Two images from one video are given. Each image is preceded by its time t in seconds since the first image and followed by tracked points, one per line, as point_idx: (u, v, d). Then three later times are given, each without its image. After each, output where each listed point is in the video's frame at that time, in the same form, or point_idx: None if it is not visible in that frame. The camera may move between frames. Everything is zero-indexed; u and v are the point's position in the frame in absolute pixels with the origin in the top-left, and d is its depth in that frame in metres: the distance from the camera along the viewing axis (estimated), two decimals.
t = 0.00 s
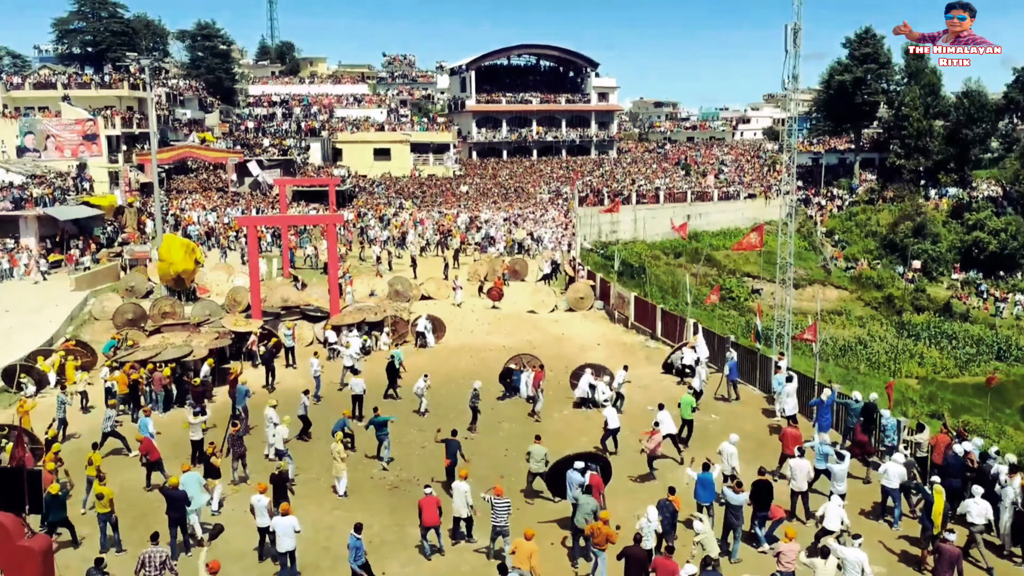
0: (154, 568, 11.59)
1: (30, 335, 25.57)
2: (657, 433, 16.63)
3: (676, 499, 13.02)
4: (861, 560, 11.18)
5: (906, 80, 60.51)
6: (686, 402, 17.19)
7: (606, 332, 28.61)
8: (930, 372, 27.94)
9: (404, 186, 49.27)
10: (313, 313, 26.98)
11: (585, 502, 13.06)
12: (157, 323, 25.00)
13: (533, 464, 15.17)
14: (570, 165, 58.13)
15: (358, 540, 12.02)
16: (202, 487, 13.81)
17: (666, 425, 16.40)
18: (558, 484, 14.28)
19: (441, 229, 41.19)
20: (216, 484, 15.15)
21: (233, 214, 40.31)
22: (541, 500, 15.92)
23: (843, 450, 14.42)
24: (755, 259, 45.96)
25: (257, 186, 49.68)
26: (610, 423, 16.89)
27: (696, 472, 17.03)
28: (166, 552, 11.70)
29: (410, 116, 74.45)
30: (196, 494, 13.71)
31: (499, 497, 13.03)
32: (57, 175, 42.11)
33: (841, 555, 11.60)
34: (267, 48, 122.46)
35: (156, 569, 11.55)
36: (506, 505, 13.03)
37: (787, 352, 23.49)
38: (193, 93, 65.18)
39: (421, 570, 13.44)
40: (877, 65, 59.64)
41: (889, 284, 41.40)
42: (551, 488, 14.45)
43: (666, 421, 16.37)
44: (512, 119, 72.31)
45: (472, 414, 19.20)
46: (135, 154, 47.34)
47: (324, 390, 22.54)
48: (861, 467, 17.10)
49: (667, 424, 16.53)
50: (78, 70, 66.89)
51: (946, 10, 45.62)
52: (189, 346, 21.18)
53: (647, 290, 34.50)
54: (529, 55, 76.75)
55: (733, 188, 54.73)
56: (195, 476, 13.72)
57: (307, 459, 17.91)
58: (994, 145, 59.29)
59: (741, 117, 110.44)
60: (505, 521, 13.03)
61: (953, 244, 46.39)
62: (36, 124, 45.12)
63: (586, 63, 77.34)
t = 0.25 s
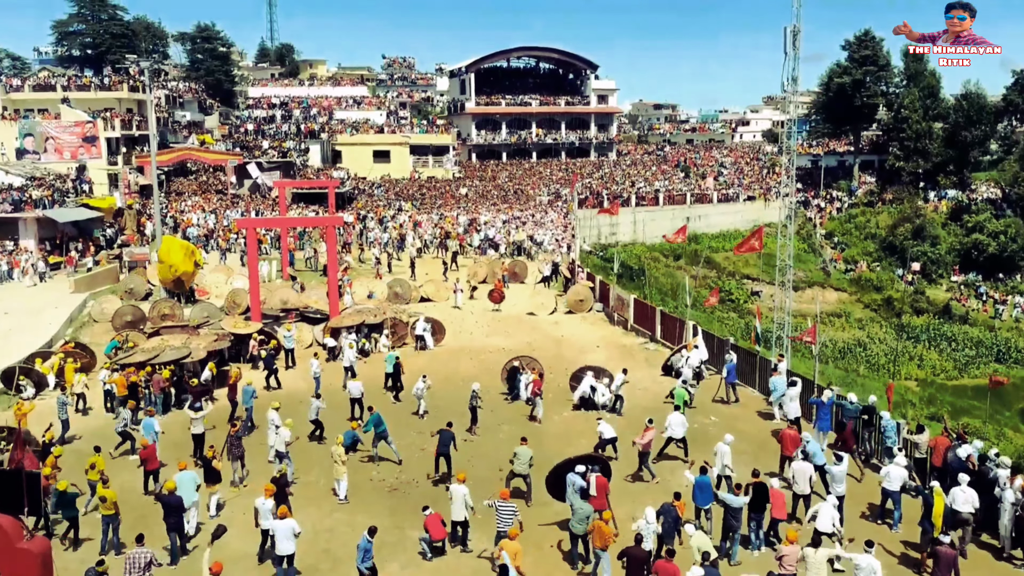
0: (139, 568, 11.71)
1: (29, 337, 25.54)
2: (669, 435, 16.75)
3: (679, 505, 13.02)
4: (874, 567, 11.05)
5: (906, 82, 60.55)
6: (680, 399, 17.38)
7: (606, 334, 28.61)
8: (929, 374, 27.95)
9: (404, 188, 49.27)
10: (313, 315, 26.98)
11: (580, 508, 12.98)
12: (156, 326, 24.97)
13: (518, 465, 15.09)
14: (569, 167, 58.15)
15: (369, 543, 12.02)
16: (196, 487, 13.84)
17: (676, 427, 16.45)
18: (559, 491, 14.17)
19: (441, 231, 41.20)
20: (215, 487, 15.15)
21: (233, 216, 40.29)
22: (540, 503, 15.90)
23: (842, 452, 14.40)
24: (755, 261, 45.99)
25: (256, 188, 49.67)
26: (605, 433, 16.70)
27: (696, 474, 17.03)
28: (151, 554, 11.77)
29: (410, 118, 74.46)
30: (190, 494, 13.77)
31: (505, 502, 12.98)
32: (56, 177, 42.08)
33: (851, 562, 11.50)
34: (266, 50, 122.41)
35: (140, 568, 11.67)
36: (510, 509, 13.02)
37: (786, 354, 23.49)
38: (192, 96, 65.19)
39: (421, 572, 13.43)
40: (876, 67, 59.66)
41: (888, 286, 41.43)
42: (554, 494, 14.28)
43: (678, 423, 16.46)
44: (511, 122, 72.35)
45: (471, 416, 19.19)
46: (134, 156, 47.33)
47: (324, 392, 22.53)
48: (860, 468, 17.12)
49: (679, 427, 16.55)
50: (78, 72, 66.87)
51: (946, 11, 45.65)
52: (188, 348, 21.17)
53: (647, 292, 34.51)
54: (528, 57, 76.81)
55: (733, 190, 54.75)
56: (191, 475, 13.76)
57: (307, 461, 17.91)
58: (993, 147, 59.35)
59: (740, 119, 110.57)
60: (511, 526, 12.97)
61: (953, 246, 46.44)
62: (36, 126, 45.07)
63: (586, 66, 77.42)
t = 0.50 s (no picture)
0: (127, 567, 11.73)
1: (30, 338, 25.53)
2: (681, 429, 17.10)
3: (682, 507, 12.97)
4: (882, 568, 11.01)
5: (906, 83, 60.55)
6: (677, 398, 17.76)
7: (606, 336, 28.61)
8: (930, 375, 27.94)
9: (404, 189, 49.28)
10: (313, 316, 26.98)
11: (578, 510, 12.93)
12: (156, 327, 24.95)
13: (499, 465, 15.17)
14: (569, 168, 58.16)
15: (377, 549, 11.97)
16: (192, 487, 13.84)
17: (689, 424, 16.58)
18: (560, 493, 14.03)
19: (441, 232, 41.21)
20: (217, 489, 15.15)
21: (233, 217, 40.29)
22: (542, 504, 15.89)
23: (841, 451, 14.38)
24: (756, 262, 46.00)
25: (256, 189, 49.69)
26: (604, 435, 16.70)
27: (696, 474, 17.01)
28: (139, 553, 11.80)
29: (410, 119, 74.47)
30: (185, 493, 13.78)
31: (508, 505, 12.77)
32: (56, 178, 42.08)
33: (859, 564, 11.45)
34: (266, 51, 122.28)
35: (128, 568, 11.70)
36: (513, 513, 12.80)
37: (787, 355, 23.48)
38: (193, 97, 65.20)
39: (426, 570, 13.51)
40: (876, 68, 59.65)
41: (889, 287, 41.44)
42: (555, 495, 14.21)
43: (690, 417, 16.79)
44: (512, 123, 72.39)
45: (472, 416, 19.21)
46: (135, 157, 47.34)
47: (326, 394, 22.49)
48: (862, 468, 17.16)
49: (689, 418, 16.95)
50: (78, 74, 66.89)
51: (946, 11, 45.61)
52: (188, 350, 21.16)
53: (647, 292, 34.51)
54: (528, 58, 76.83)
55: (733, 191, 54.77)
56: (186, 475, 13.77)
57: (309, 462, 17.93)
58: (993, 148, 59.35)
59: (740, 120, 110.60)
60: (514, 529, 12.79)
61: (953, 247, 46.45)
62: (36, 128, 45.06)
63: (586, 67, 77.45)
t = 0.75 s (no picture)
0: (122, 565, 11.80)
1: (30, 339, 25.56)
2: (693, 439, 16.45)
3: (683, 508, 12.96)
4: (882, 568, 11.03)
5: (906, 83, 60.56)
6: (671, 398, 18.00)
7: (606, 336, 28.62)
8: (929, 376, 27.95)
9: (404, 190, 49.29)
10: (313, 317, 27.00)
11: (580, 513, 12.85)
12: (156, 328, 24.96)
13: (483, 472, 15.53)
14: (569, 169, 58.18)
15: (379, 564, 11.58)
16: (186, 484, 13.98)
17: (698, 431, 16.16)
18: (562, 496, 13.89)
19: (441, 232, 41.22)
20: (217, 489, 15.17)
21: (233, 218, 40.31)
22: (541, 505, 15.88)
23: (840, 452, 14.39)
24: (755, 263, 46.02)
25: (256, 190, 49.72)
26: (597, 431, 16.57)
27: (695, 475, 17.01)
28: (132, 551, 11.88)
29: (410, 120, 74.48)
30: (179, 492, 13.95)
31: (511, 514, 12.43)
32: (56, 179, 42.10)
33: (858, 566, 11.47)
34: (266, 51, 122.27)
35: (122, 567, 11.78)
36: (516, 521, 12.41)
37: (787, 356, 23.48)
38: (193, 98, 65.22)
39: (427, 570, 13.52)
40: (876, 69, 59.66)
41: (889, 287, 41.46)
42: (554, 499, 14.17)
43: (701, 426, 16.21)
44: (512, 123, 72.41)
45: (472, 417, 19.22)
46: (135, 158, 47.37)
47: (326, 395, 22.48)
48: (861, 468, 17.17)
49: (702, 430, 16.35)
50: (78, 74, 66.90)
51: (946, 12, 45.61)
52: (188, 350, 21.17)
53: (647, 293, 34.51)
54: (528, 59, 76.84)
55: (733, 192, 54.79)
56: (182, 474, 13.95)
57: (309, 462, 17.95)
58: (993, 149, 59.35)
59: (741, 121, 110.60)
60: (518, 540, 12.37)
61: (953, 248, 46.44)
62: (36, 128, 45.08)
63: (586, 67, 77.47)
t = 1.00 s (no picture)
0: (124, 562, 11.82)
1: (30, 339, 25.56)
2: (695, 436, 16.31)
3: (684, 507, 12.96)
4: (876, 564, 11.12)
5: (906, 83, 60.53)
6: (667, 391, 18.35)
7: (607, 336, 28.60)
8: (930, 375, 27.93)
9: (404, 189, 49.27)
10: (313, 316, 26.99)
11: (583, 514, 12.72)
12: (156, 327, 24.96)
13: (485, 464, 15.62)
14: (570, 168, 58.17)
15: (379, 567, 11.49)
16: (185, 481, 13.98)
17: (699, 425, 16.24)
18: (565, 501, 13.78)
19: (441, 232, 41.20)
20: (218, 489, 15.18)
21: (233, 217, 40.30)
22: (542, 505, 15.87)
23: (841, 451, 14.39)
24: (756, 262, 46.00)
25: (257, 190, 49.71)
26: (592, 429, 16.59)
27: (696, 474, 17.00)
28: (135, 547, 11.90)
29: (410, 120, 74.45)
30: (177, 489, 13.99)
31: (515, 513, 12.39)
32: (57, 178, 42.09)
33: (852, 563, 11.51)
34: (267, 51, 122.21)
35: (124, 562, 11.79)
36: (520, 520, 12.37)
37: (787, 355, 23.46)
38: (193, 97, 65.21)
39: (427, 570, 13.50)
40: (877, 68, 59.62)
41: (889, 287, 41.44)
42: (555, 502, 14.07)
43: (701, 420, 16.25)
44: (512, 123, 72.40)
45: (473, 416, 19.25)
46: (135, 158, 47.36)
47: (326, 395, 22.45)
48: (862, 467, 17.17)
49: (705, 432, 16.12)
50: (79, 74, 66.89)
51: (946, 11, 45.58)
52: (188, 350, 21.16)
53: (647, 292, 34.50)
54: (528, 58, 76.81)
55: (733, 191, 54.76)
56: (180, 470, 13.99)
57: (310, 462, 17.95)
58: (994, 148, 59.30)
59: (741, 120, 110.53)
60: (521, 538, 12.33)
61: (953, 247, 46.39)
62: (36, 128, 45.05)
63: (586, 67, 77.44)
